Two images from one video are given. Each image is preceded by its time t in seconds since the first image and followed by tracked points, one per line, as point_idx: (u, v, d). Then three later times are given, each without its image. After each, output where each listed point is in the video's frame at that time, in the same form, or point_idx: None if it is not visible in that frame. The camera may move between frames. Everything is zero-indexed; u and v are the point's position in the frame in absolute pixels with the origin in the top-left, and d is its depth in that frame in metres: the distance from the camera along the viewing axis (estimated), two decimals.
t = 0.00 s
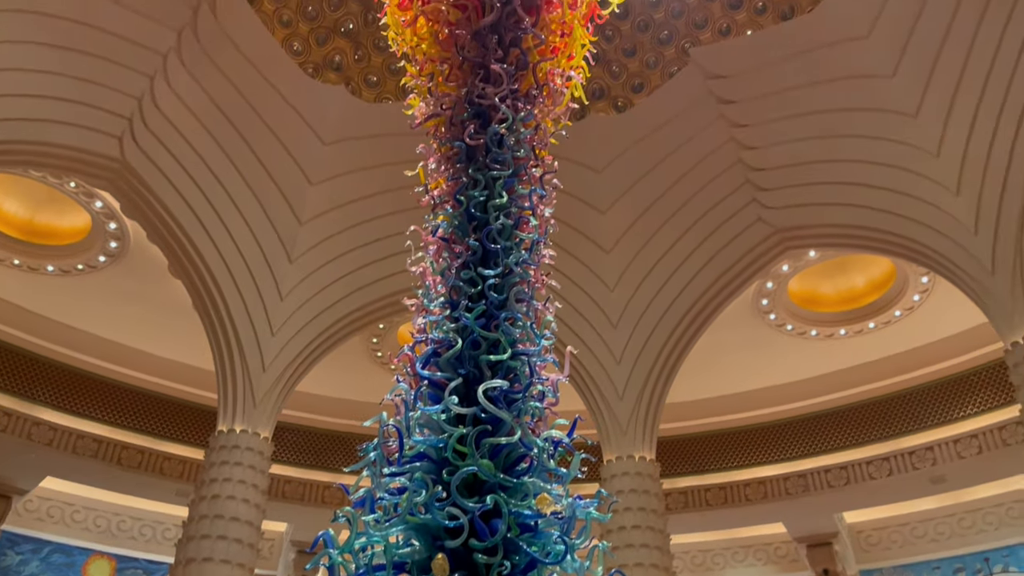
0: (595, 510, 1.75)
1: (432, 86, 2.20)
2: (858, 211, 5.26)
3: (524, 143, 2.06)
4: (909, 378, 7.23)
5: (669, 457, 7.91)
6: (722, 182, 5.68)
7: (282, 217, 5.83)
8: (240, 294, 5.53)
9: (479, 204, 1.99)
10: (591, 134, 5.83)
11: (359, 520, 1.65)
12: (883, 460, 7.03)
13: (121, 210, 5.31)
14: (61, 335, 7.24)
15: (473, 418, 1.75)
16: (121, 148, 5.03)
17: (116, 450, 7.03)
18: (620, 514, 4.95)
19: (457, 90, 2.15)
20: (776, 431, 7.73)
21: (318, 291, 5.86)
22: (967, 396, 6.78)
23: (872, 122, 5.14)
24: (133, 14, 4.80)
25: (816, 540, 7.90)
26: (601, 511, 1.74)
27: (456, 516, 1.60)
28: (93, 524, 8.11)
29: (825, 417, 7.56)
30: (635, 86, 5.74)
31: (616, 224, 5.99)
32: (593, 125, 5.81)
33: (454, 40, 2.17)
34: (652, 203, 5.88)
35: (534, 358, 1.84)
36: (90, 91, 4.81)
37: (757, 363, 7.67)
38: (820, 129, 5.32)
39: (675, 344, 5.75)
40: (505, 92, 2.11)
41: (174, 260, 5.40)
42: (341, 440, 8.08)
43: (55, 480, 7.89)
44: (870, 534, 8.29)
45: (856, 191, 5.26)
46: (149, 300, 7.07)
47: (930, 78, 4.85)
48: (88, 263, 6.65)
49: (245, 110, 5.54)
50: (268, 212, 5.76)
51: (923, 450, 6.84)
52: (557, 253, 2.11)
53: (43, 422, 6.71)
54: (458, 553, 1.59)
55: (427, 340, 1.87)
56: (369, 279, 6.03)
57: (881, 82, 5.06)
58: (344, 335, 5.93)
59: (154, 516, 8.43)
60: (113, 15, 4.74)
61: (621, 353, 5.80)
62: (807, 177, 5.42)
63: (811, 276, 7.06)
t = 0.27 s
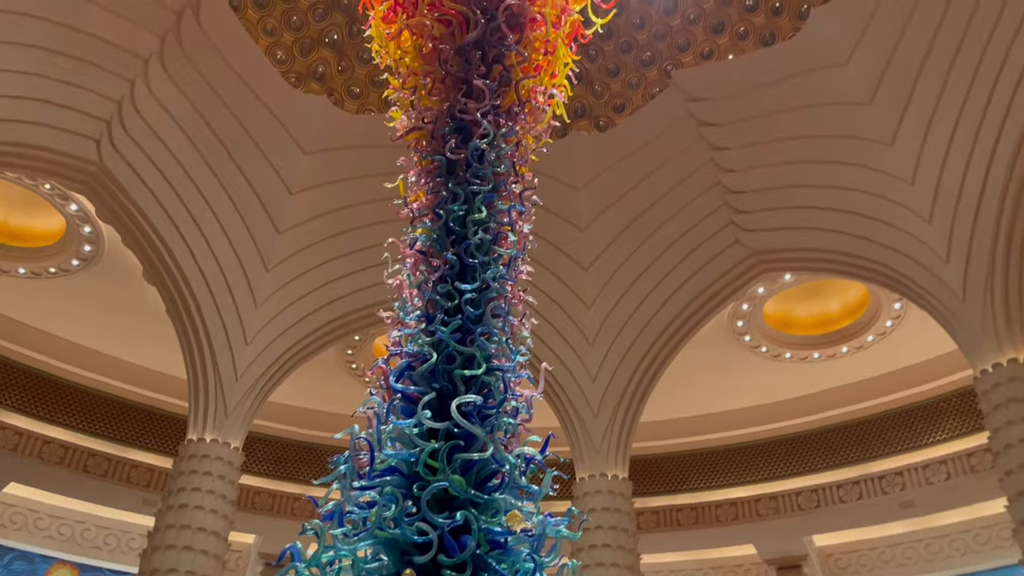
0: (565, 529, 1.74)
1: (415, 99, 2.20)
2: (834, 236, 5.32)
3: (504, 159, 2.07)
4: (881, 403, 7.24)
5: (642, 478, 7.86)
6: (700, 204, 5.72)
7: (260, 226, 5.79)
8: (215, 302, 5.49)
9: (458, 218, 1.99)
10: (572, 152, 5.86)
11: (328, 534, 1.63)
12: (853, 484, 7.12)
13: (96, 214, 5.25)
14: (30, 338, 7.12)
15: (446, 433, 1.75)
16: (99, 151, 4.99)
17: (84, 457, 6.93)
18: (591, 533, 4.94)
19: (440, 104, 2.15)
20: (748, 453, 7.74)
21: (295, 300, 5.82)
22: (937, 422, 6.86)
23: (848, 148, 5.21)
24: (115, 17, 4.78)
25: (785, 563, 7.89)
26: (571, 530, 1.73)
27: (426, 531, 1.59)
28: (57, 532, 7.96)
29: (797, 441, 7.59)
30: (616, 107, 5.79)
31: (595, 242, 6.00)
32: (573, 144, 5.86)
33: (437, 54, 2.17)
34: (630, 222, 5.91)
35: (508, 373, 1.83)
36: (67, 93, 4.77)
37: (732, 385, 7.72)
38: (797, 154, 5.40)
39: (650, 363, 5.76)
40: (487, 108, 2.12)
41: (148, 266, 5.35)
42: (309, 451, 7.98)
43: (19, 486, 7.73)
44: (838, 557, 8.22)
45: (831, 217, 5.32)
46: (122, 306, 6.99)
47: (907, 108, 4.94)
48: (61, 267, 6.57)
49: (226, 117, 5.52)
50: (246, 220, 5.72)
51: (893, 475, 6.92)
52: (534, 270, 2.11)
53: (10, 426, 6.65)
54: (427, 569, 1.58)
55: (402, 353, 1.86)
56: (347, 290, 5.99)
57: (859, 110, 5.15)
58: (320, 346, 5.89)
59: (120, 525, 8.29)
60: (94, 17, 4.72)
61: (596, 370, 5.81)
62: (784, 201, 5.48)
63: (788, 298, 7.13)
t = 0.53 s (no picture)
0: (528, 540, 1.73)
1: (392, 104, 2.19)
2: (804, 257, 5.37)
3: (480, 168, 2.07)
4: (844, 424, 7.33)
5: (606, 491, 7.86)
6: (672, 221, 5.77)
7: (231, 226, 5.74)
8: (182, 301, 5.42)
9: (432, 225, 1.98)
10: (548, 164, 5.88)
11: (287, 539, 1.62)
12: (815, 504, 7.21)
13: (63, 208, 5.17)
14: None
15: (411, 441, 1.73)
16: (69, 144, 4.92)
17: (39, 455, 6.79)
18: (553, 546, 4.92)
19: (417, 110, 2.14)
20: (712, 469, 7.78)
21: (263, 302, 5.76)
22: (898, 443, 6.98)
23: (820, 172, 5.29)
24: (91, 10, 4.73)
25: None
26: (533, 542, 1.72)
27: (387, 539, 1.58)
28: (9, 531, 7.75)
29: (760, 459, 7.64)
30: (593, 121, 5.84)
31: (567, 255, 6.01)
32: (550, 156, 5.88)
33: (417, 61, 2.17)
34: (603, 237, 5.95)
35: (477, 383, 1.83)
36: (37, 84, 4.71)
37: (698, 402, 7.77)
38: (770, 175, 5.46)
39: (618, 376, 5.78)
40: (464, 116, 2.12)
41: (115, 263, 5.28)
42: (274, 456, 7.91)
43: None
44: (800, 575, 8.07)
45: (800, 238, 5.38)
46: (86, 302, 6.88)
47: (877, 134, 5.03)
48: (25, 260, 6.45)
49: (201, 115, 5.47)
50: (216, 219, 5.67)
51: (854, 495, 7.03)
52: (506, 280, 2.10)
53: None
54: None
55: (370, 359, 1.84)
56: (317, 293, 5.95)
57: (831, 134, 5.22)
58: (287, 350, 5.84)
59: (75, 525, 8.11)
60: (68, 8, 4.66)
61: (564, 383, 5.82)
62: (755, 221, 5.54)
63: (756, 317, 7.21)
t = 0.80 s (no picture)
0: (477, 544, 1.71)
1: (358, 102, 2.17)
2: (759, 274, 5.43)
3: (445, 170, 2.06)
4: (792, 440, 7.45)
5: (556, 499, 7.85)
6: (632, 233, 5.81)
7: (187, 217, 5.63)
8: (133, 292, 5.31)
9: (393, 225, 1.96)
10: (512, 170, 5.89)
11: (233, 537, 1.59)
12: (761, 517, 7.35)
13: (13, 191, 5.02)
14: None
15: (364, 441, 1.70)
16: (22, 126, 4.76)
17: None
18: (501, 552, 4.91)
19: (384, 109, 2.13)
20: (662, 480, 7.81)
21: (218, 296, 5.66)
22: (846, 460, 7.07)
23: (778, 191, 5.38)
24: None
25: None
26: (482, 546, 1.70)
27: (335, 540, 1.56)
28: None
29: (710, 471, 7.69)
30: (559, 129, 5.85)
31: (528, 261, 6.02)
32: (514, 162, 5.88)
33: (385, 59, 2.16)
34: (563, 246, 5.98)
35: (432, 385, 1.81)
36: None
37: (650, 414, 7.82)
38: (730, 192, 5.54)
39: (573, 384, 5.79)
40: (431, 117, 2.11)
41: (65, 250, 5.15)
42: (223, 453, 7.72)
43: None
44: None
45: (757, 255, 5.45)
46: (33, 288, 6.69)
47: (835, 156, 5.14)
48: None
49: (161, 103, 5.37)
50: (172, 210, 5.56)
51: (799, 511, 7.20)
52: (466, 283, 2.08)
53: None
54: None
55: (325, 358, 1.81)
56: (273, 289, 5.86)
57: (791, 155, 5.32)
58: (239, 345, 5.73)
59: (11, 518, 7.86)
60: None
61: (519, 389, 5.81)
62: (715, 236, 5.61)
63: (711, 331, 7.27)
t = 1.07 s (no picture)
0: (427, 543, 1.68)
1: (325, 90, 2.14)
2: (716, 285, 5.49)
3: (410, 164, 2.04)
4: (739, 449, 7.55)
5: (503, 500, 7.83)
6: (593, 238, 5.84)
7: (141, 199, 5.50)
8: (81, 273, 5.20)
9: (355, 216, 1.93)
10: (476, 169, 5.88)
11: (176, 526, 1.56)
12: (704, 525, 7.43)
13: None
14: None
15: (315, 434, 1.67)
16: None
17: None
18: (447, 552, 4.90)
19: (351, 99, 2.10)
20: (609, 485, 7.86)
21: (170, 280, 5.54)
22: (790, 472, 7.22)
23: (738, 205, 5.45)
24: None
25: None
26: (431, 544, 1.66)
27: (281, 533, 1.53)
28: None
29: (657, 478, 7.77)
30: (525, 131, 5.85)
31: (487, 261, 6.01)
32: (479, 161, 5.86)
33: (354, 49, 2.13)
34: (524, 247, 5.97)
35: (388, 380, 1.78)
36: None
37: (601, 419, 7.86)
38: (691, 202, 5.59)
39: (526, 387, 5.80)
40: (398, 110, 2.08)
41: (11, 225, 5.01)
42: (167, 442, 7.57)
43: None
44: None
45: (714, 267, 5.51)
46: None
47: (794, 173, 5.23)
48: None
49: (120, 80, 5.23)
50: (127, 190, 5.43)
51: (742, 520, 7.29)
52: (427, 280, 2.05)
53: None
54: (277, 572, 1.51)
55: (279, 348, 1.78)
56: (227, 276, 5.74)
57: (751, 169, 5.40)
58: (188, 331, 5.61)
59: None
60: None
61: (473, 388, 5.79)
62: (674, 246, 5.66)
63: (664, 339, 7.33)
